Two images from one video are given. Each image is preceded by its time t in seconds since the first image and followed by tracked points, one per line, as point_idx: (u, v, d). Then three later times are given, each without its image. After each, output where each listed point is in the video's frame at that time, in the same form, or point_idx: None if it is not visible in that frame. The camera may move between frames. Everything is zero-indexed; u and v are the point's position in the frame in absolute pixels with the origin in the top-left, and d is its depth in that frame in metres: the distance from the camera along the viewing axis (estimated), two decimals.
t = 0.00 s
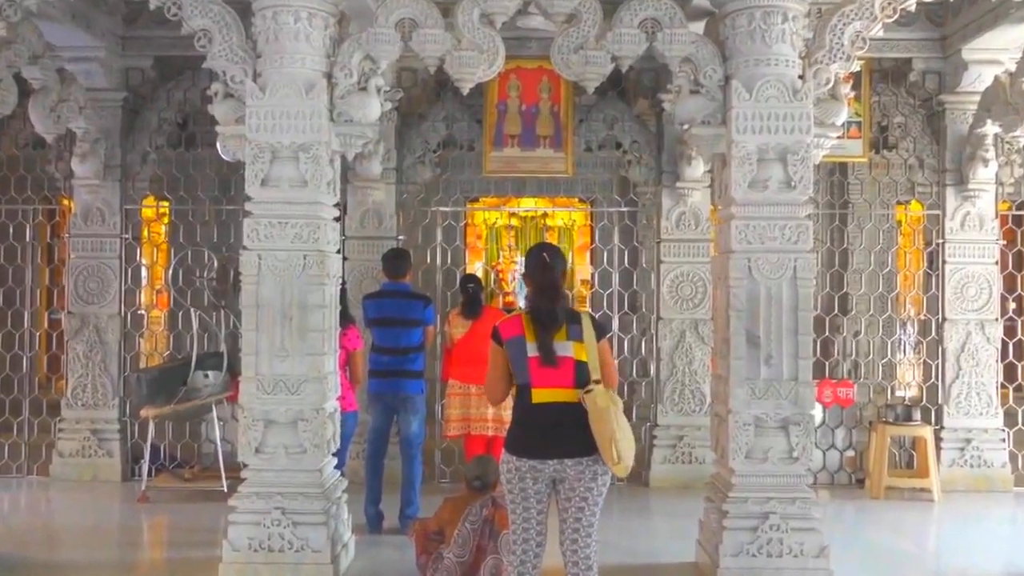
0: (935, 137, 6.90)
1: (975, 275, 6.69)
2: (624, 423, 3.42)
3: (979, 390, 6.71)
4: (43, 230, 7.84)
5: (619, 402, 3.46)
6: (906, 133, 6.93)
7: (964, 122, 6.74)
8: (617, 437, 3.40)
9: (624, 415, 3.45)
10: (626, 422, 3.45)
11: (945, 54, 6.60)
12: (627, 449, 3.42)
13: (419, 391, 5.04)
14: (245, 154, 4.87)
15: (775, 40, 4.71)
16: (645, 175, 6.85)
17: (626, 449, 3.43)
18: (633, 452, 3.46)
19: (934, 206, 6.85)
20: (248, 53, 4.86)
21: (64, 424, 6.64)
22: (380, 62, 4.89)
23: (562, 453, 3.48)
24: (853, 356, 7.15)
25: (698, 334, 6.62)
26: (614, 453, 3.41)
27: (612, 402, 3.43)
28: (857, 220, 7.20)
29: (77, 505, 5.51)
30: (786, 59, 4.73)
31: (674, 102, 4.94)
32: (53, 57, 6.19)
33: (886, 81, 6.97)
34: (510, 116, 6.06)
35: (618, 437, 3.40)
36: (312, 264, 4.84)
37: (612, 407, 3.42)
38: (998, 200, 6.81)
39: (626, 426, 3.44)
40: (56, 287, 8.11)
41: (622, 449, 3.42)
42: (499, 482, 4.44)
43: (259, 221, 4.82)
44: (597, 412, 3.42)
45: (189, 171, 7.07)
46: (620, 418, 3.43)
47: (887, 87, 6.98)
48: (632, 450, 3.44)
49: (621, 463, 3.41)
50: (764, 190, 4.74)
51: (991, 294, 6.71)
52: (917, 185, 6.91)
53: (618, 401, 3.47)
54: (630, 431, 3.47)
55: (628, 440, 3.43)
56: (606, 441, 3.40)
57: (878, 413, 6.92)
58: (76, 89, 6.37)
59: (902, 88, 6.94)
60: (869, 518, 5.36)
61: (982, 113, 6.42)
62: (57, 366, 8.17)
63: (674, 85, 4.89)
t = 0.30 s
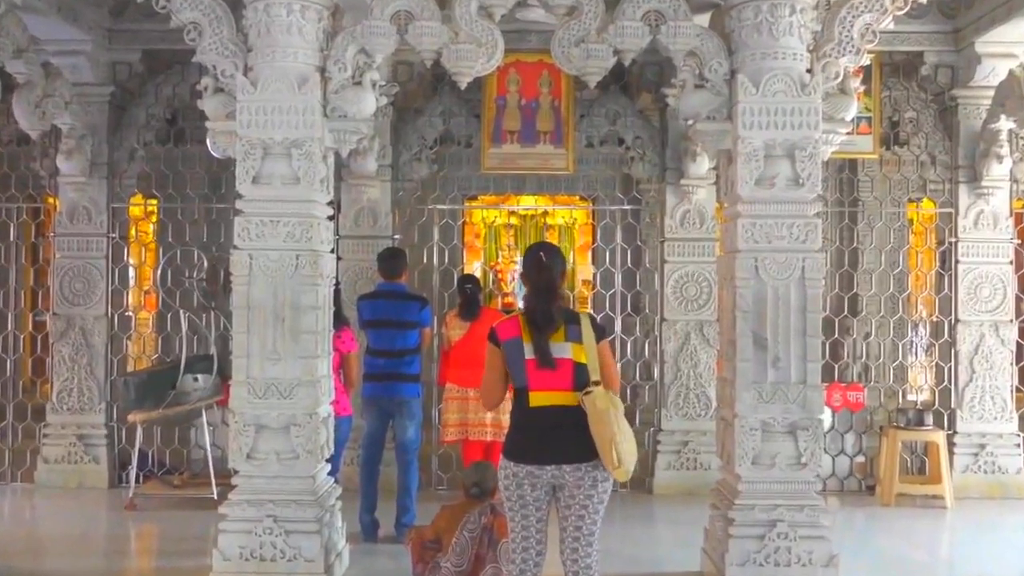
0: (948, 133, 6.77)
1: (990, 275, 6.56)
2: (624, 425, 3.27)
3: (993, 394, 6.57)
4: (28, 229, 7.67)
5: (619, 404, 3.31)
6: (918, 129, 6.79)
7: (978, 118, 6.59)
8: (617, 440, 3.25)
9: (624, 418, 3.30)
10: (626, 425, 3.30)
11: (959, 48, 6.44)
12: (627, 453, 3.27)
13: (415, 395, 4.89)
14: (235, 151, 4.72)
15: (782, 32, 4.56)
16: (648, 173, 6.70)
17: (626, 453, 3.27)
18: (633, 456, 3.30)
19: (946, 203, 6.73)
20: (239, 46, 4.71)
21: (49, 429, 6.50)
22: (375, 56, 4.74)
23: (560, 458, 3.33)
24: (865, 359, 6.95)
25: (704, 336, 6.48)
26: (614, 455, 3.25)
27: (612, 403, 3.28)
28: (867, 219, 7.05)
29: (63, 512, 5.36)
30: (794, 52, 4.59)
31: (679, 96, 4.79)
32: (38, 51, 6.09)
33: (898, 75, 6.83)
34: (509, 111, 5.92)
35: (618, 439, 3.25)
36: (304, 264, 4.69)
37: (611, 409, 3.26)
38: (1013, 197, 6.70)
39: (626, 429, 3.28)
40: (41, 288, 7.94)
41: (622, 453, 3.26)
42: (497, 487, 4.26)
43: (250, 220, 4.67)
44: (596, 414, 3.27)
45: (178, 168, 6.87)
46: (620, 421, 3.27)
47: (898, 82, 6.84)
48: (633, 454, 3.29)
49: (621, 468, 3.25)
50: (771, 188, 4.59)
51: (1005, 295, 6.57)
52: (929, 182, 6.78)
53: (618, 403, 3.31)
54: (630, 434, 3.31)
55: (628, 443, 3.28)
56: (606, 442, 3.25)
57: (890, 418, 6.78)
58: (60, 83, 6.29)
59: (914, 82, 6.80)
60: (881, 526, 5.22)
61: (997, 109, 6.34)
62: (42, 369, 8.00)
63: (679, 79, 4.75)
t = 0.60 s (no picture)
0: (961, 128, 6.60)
1: (1004, 275, 6.43)
2: (624, 428, 3.13)
3: (1008, 397, 6.44)
4: (13, 229, 7.51)
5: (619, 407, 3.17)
6: (930, 123, 6.66)
7: (992, 113, 6.46)
8: (617, 444, 3.12)
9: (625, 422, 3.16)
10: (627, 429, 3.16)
11: (971, 40, 6.36)
12: (628, 458, 3.14)
13: (411, 399, 4.74)
14: (225, 147, 4.57)
15: (790, 24, 4.42)
16: (652, 169, 6.56)
17: (627, 458, 3.14)
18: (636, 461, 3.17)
19: (959, 200, 6.59)
20: (229, 39, 4.57)
21: (32, 435, 6.36)
22: (369, 49, 4.60)
23: (557, 463, 3.19)
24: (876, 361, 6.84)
25: (709, 338, 6.33)
26: (613, 458, 3.12)
27: (613, 407, 3.14)
28: (878, 217, 6.90)
29: (47, 520, 5.21)
30: (802, 45, 4.45)
31: (683, 90, 4.65)
32: (21, 44, 5.97)
33: (909, 68, 6.68)
34: (508, 106, 5.76)
35: (617, 442, 3.11)
36: (297, 264, 4.54)
37: (612, 414, 3.12)
38: None
39: (627, 433, 3.15)
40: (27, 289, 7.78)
41: (623, 457, 3.13)
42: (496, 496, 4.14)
43: (241, 219, 4.52)
44: (594, 417, 3.13)
45: (166, 165, 6.76)
46: (620, 424, 3.14)
47: (909, 75, 6.70)
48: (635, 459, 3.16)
49: (622, 473, 3.13)
50: (779, 185, 4.45)
51: (1020, 296, 6.43)
52: (941, 178, 6.65)
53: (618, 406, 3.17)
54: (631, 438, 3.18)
55: (629, 447, 3.15)
56: (604, 445, 3.12)
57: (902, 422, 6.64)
58: (46, 78, 6.13)
59: (925, 75, 6.65)
60: (893, 533, 5.09)
61: (1012, 102, 6.15)
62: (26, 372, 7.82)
63: (683, 73, 4.61)
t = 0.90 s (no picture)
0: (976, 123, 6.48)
1: (1020, 274, 6.29)
2: (618, 432, 3.02)
3: None
4: None
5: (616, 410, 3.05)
6: (944, 118, 6.52)
7: (1009, 107, 6.31)
8: (610, 448, 3.01)
9: (620, 426, 3.04)
10: (623, 432, 3.05)
11: (987, 31, 6.17)
12: (623, 463, 3.02)
13: (408, 404, 4.59)
14: (216, 143, 4.42)
15: (800, 16, 4.27)
16: (656, 166, 6.39)
17: (621, 462, 3.03)
18: (632, 466, 3.05)
19: (974, 198, 6.44)
20: (220, 32, 4.43)
21: (17, 441, 6.21)
22: (365, 42, 4.45)
23: (553, 469, 3.06)
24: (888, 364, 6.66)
25: (716, 341, 6.18)
26: (606, 461, 3.01)
27: (608, 410, 3.02)
28: (890, 216, 6.73)
29: (32, 529, 5.06)
30: (812, 38, 4.31)
31: (689, 84, 4.51)
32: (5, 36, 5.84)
33: (922, 62, 6.54)
34: (508, 101, 5.62)
35: (611, 446, 3.00)
36: (290, 264, 4.39)
37: (605, 417, 3.01)
38: None
39: (622, 436, 3.03)
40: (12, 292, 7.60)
41: (616, 462, 3.02)
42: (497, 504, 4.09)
43: (232, 217, 4.38)
44: (587, 420, 3.01)
45: (154, 162, 6.68)
46: (614, 427, 3.02)
47: (922, 69, 6.56)
48: (631, 464, 3.04)
49: (614, 477, 3.02)
50: (788, 182, 4.31)
51: None
52: (956, 175, 6.52)
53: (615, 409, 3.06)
54: (627, 442, 3.06)
55: (624, 452, 3.03)
56: (597, 449, 3.01)
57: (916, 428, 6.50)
58: (30, 72, 6.10)
59: (939, 69, 6.52)
60: (907, 542, 4.95)
61: None
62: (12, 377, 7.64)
63: (688, 66, 4.46)
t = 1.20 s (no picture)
0: (995, 119, 6.30)
1: None
2: (609, 435, 2.88)
3: None
4: None
5: (607, 413, 2.92)
6: (961, 113, 6.37)
7: None
8: (597, 451, 2.87)
9: (610, 430, 2.90)
10: (614, 437, 2.90)
11: (1004, 23, 6.02)
12: (611, 468, 2.87)
13: (405, 408, 4.44)
14: (207, 139, 4.28)
15: (811, 7, 4.13)
16: (662, 163, 6.29)
17: (609, 468, 2.87)
18: (625, 474, 2.89)
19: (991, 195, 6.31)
20: (211, 25, 4.28)
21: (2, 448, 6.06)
22: (361, 34, 4.31)
23: (547, 476, 2.94)
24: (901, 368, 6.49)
25: (724, 343, 6.04)
26: (592, 465, 2.88)
27: (596, 411, 2.89)
28: (905, 213, 6.59)
29: (16, 539, 4.91)
30: (824, 30, 4.16)
31: (696, 78, 4.35)
32: None
33: (937, 54, 6.42)
34: (509, 95, 5.46)
35: (598, 448, 2.87)
36: (283, 264, 4.25)
37: (592, 418, 2.89)
38: None
39: (613, 441, 2.88)
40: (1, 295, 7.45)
41: (603, 466, 2.87)
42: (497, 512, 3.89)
43: (223, 216, 4.23)
44: (576, 421, 2.89)
45: (143, 159, 6.48)
46: (603, 431, 2.88)
47: (937, 61, 6.43)
48: (620, 471, 2.87)
49: (601, 483, 2.87)
50: (799, 179, 4.16)
51: None
52: (974, 172, 6.42)
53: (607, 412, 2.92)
54: (620, 448, 2.90)
55: (614, 457, 2.87)
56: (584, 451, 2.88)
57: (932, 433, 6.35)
58: (13, 66, 6.04)
59: (955, 61, 6.38)
60: (922, 551, 4.81)
61: None
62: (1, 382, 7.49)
63: (695, 60, 4.31)
